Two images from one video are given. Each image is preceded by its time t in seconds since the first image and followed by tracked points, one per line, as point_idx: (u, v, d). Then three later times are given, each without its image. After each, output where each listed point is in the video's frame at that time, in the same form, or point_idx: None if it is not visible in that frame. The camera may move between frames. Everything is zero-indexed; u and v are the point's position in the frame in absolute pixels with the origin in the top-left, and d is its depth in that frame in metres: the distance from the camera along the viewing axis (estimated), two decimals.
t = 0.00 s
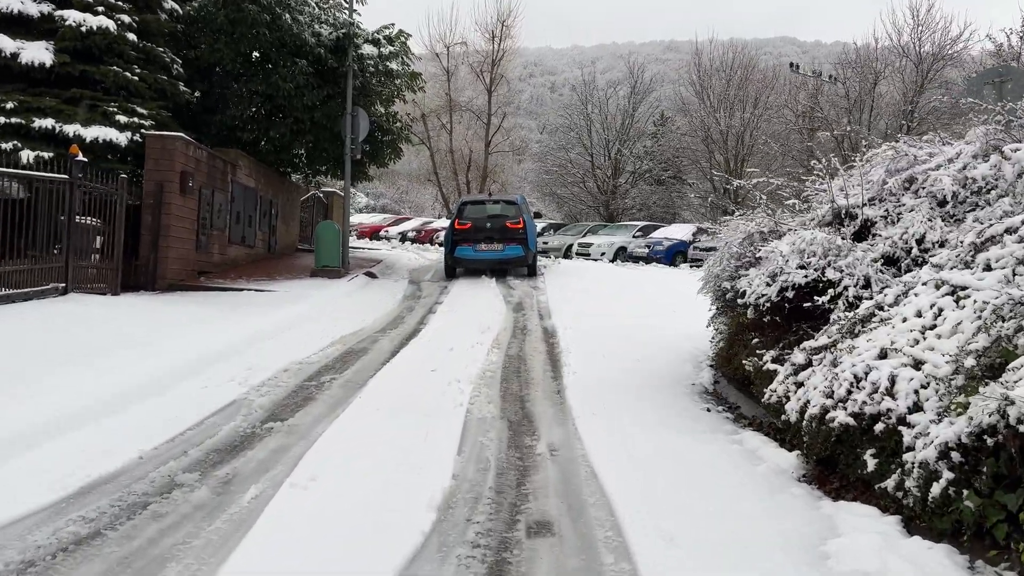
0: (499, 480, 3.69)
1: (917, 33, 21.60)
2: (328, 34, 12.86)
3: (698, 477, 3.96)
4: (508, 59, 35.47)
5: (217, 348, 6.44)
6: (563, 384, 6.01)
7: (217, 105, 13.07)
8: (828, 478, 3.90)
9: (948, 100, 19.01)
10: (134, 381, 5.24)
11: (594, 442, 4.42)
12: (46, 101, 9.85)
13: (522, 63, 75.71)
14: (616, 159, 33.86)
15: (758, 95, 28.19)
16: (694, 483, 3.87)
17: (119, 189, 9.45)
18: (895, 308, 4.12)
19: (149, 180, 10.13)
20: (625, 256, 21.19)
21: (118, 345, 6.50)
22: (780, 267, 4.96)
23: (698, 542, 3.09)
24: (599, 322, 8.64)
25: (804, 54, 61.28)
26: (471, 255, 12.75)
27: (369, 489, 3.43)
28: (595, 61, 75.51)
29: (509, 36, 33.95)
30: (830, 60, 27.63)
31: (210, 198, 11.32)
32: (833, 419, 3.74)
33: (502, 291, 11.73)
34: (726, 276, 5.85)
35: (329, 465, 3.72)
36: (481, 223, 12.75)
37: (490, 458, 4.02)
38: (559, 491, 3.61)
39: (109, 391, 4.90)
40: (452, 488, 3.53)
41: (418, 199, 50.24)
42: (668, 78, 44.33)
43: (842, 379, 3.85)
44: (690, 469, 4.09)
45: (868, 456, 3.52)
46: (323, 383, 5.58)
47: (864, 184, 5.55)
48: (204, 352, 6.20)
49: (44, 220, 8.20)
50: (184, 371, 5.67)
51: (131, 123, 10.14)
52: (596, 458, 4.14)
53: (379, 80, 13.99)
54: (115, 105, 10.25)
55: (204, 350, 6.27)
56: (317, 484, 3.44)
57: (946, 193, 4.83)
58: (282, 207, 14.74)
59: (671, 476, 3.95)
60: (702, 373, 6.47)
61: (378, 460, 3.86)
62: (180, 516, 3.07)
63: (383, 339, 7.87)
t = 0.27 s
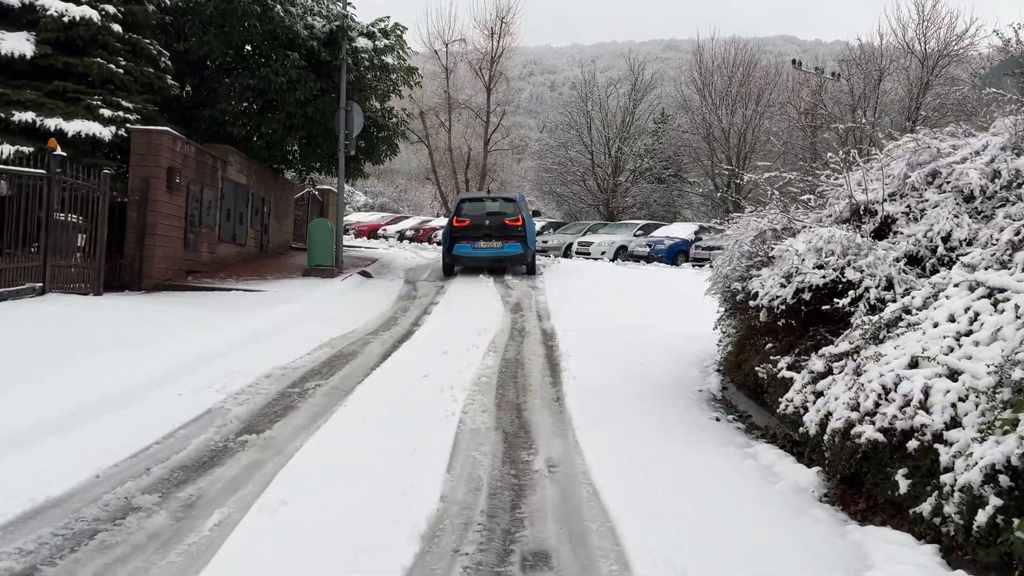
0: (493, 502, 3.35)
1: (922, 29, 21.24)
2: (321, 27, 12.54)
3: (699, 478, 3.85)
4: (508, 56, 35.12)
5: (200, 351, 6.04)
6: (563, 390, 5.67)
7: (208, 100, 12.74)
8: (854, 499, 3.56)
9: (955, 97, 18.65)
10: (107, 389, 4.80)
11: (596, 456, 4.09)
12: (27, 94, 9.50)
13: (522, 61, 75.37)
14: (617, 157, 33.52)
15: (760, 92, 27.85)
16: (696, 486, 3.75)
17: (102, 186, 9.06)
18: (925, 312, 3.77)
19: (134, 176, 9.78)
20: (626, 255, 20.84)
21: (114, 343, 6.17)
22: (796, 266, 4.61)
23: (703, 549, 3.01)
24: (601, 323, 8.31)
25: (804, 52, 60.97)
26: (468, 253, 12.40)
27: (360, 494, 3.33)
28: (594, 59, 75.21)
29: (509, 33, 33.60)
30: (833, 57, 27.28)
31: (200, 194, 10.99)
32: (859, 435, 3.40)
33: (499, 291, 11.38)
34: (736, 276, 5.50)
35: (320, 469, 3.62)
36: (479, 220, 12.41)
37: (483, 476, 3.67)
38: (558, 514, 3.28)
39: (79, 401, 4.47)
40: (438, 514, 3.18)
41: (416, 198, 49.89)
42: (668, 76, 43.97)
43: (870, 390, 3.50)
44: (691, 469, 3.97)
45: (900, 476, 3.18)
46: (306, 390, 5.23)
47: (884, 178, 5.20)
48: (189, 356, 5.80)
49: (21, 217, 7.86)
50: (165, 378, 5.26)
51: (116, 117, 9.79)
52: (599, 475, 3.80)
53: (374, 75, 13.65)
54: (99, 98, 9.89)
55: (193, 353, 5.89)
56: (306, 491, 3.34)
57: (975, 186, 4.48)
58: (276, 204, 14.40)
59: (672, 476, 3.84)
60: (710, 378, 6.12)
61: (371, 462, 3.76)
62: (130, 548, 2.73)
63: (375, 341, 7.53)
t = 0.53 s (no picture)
0: (489, 533, 3.03)
1: (929, 24, 20.87)
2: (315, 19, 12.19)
3: (700, 487, 3.69)
4: (508, 53, 34.77)
5: (178, 358, 5.65)
6: (565, 399, 5.32)
7: (199, 94, 12.39)
8: (889, 527, 3.21)
9: (964, 93, 18.30)
10: (80, 396, 4.52)
11: (600, 474, 3.76)
12: (8, 87, 9.16)
13: (523, 59, 74.98)
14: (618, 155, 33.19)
15: (763, 89, 27.52)
16: (697, 495, 3.59)
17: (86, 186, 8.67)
18: (967, 319, 3.42)
19: (119, 173, 9.43)
20: (628, 254, 20.50)
21: (97, 347, 5.88)
22: (818, 268, 4.26)
23: (704, 552, 2.95)
24: (604, 326, 7.99)
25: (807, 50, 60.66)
26: (468, 251, 12.06)
27: (348, 506, 3.19)
28: (594, 57, 74.89)
29: (509, 29, 33.27)
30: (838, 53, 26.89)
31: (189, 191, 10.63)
32: (897, 459, 3.05)
33: (499, 291, 11.03)
34: (751, 277, 5.13)
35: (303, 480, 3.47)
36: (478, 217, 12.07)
37: (478, 502, 3.32)
38: (563, 548, 2.95)
39: (53, 408, 4.22)
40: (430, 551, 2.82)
41: (416, 197, 49.54)
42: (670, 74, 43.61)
43: (907, 406, 3.15)
44: (690, 478, 3.81)
45: (945, 505, 2.83)
46: (289, 400, 4.88)
47: (908, 172, 4.84)
48: (164, 365, 5.40)
49: None
50: (139, 387, 4.93)
51: (100, 112, 9.45)
52: (605, 498, 3.46)
53: (370, 69, 13.30)
54: (83, 92, 9.54)
55: (179, 357, 5.65)
56: (290, 504, 3.18)
57: (1012, 181, 4.14)
58: (270, 202, 14.07)
59: (671, 484, 3.69)
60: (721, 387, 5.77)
61: (357, 471, 3.61)
62: None
63: (368, 344, 7.19)
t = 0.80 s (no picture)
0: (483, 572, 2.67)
1: (937, 17, 20.48)
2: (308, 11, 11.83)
3: (704, 491, 3.56)
4: (508, 50, 34.42)
5: (154, 365, 5.28)
6: (569, 408, 4.96)
7: (190, 89, 12.05)
8: (934, 559, 2.85)
9: (974, 88, 17.90)
10: (65, 400, 4.35)
11: (608, 495, 3.43)
12: None
13: (523, 57, 74.60)
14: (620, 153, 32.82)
15: (766, 85, 27.14)
16: (702, 501, 3.44)
17: (69, 187, 8.31)
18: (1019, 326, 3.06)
19: (104, 169, 9.07)
20: (631, 253, 20.15)
21: (78, 351, 5.61)
22: (844, 267, 3.91)
23: (705, 551, 2.91)
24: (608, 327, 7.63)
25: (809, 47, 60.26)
26: (467, 249, 11.71)
27: (329, 527, 2.92)
28: (595, 54, 74.48)
29: (509, 25, 32.92)
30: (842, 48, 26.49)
31: (179, 188, 10.30)
32: (945, 485, 2.70)
33: (498, 291, 10.69)
34: (768, 277, 4.77)
35: (280, 497, 3.20)
36: (477, 215, 11.72)
37: (472, 533, 2.96)
38: None
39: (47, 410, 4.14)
40: None
41: (416, 195, 49.19)
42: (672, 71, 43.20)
43: (954, 424, 2.80)
44: (694, 482, 3.67)
45: (1004, 541, 2.48)
46: (272, 410, 4.54)
47: (940, 163, 4.48)
48: (138, 373, 5.04)
49: None
50: (125, 390, 4.72)
51: (84, 106, 9.11)
52: (616, 522, 3.14)
53: (365, 62, 12.95)
54: (66, 85, 9.19)
55: (180, 356, 5.61)
56: (265, 526, 2.91)
57: None
58: (264, 199, 13.73)
59: (674, 490, 3.55)
60: (734, 394, 5.42)
61: (340, 487, 3.34)
62: None
63: (361, 347, 6.86)
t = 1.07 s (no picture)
0: None
1: (945, 10, 20.09)
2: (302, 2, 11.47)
3: (710, 491, 3.48)
4: (508, 45, 34.06)
5: (152, 362, 5.20)
6: (574, 417, 4.60)
7: (181, 83, 11.71)
8: None
9: (984, 82, 17.52)
10: (49, 402, 4.15)
11: (618, 518, 3.10)
12: None
13: (524, 54, 74.23)
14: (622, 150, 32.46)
15: (770, 80, 26.78)
16: (707, 501, 3.37)
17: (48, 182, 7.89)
18: None
19: (87, 164, 8.71)
20: (634, 251, 19.80)
21: (57, 353, 5.34)
22: (875, 265, 3.56)
23: (711, 550, 2.85)
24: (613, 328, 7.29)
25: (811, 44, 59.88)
26: (467, 246, 11.37)
27: (311, 552, 2.65)
28: (595, 49, 73.98)
29: (509, 20, 32.58)
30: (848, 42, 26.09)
31: (168, 184, 9.97)
32: (1008, 517, 2.35)
33: (498, 290, 10.35)
34: (789, 276, 4.42)
35: (256, 518, 2.92)
36: (477, 211, 11.37)
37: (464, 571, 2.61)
38: None
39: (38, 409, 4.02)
40: None
41: (416, 192, 48.87)
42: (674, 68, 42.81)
43: (1015, 445, 2.46)
44: (700, 481, 3.59)
45: None
46: (253, 421, 4.21)
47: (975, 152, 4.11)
48: (137, 370, 4.95)
49: None
50: (113, 391, 4.53)
51: (68, 99, 8.78)
52: (628, 554, 2.80)
53: (362, 55, 12.60)
54: (49, 77, 8.86)
55: (180, 354, 5.54)
56: (238, 552, 2.63)
57: None
58: (258, 196, 13.39)
59: (679, 490, 3.48)
60: (749, 402, 5.06)
61: (324, 503, 3.08)
62: None
63: (354, 349, 6.53)
